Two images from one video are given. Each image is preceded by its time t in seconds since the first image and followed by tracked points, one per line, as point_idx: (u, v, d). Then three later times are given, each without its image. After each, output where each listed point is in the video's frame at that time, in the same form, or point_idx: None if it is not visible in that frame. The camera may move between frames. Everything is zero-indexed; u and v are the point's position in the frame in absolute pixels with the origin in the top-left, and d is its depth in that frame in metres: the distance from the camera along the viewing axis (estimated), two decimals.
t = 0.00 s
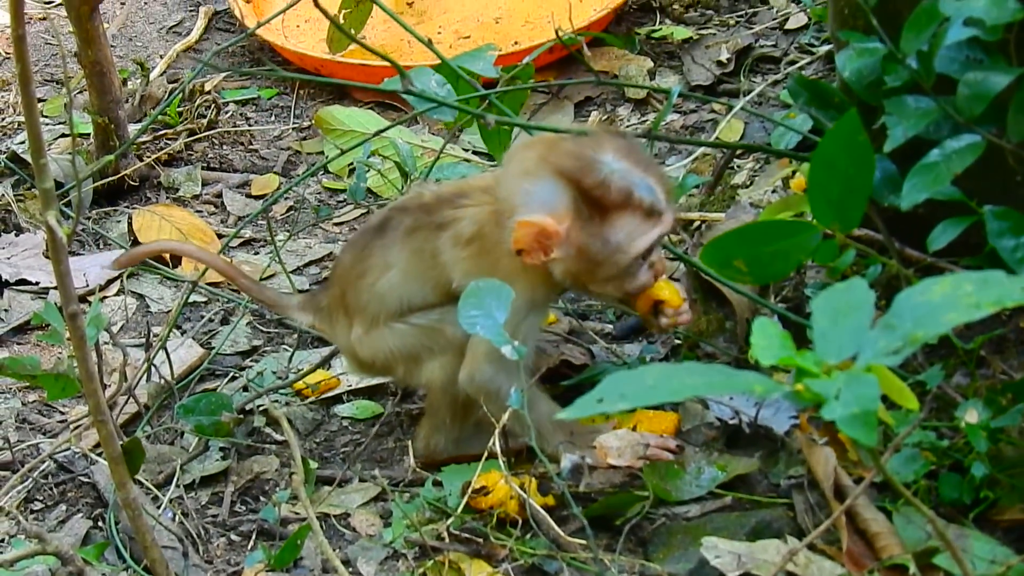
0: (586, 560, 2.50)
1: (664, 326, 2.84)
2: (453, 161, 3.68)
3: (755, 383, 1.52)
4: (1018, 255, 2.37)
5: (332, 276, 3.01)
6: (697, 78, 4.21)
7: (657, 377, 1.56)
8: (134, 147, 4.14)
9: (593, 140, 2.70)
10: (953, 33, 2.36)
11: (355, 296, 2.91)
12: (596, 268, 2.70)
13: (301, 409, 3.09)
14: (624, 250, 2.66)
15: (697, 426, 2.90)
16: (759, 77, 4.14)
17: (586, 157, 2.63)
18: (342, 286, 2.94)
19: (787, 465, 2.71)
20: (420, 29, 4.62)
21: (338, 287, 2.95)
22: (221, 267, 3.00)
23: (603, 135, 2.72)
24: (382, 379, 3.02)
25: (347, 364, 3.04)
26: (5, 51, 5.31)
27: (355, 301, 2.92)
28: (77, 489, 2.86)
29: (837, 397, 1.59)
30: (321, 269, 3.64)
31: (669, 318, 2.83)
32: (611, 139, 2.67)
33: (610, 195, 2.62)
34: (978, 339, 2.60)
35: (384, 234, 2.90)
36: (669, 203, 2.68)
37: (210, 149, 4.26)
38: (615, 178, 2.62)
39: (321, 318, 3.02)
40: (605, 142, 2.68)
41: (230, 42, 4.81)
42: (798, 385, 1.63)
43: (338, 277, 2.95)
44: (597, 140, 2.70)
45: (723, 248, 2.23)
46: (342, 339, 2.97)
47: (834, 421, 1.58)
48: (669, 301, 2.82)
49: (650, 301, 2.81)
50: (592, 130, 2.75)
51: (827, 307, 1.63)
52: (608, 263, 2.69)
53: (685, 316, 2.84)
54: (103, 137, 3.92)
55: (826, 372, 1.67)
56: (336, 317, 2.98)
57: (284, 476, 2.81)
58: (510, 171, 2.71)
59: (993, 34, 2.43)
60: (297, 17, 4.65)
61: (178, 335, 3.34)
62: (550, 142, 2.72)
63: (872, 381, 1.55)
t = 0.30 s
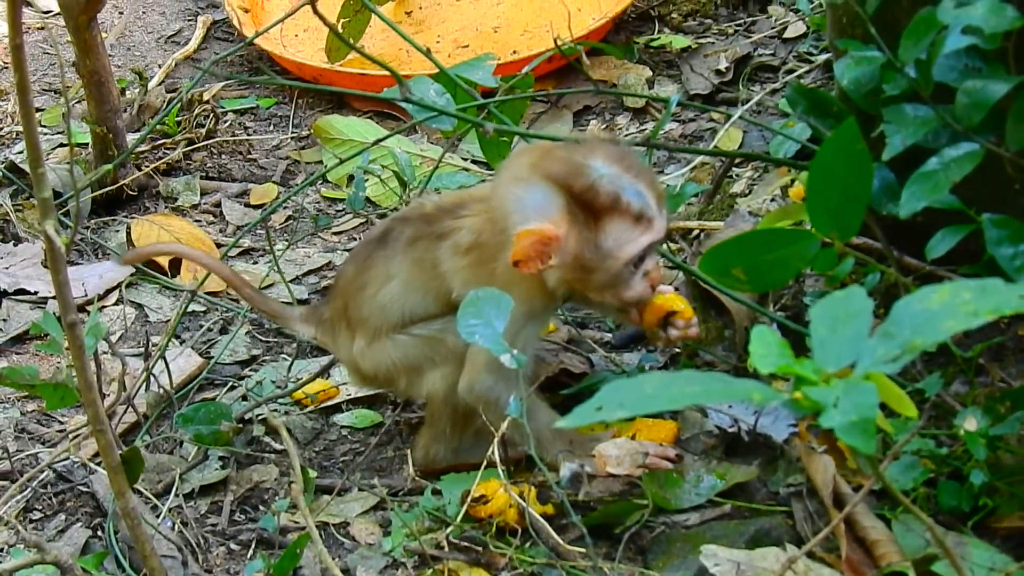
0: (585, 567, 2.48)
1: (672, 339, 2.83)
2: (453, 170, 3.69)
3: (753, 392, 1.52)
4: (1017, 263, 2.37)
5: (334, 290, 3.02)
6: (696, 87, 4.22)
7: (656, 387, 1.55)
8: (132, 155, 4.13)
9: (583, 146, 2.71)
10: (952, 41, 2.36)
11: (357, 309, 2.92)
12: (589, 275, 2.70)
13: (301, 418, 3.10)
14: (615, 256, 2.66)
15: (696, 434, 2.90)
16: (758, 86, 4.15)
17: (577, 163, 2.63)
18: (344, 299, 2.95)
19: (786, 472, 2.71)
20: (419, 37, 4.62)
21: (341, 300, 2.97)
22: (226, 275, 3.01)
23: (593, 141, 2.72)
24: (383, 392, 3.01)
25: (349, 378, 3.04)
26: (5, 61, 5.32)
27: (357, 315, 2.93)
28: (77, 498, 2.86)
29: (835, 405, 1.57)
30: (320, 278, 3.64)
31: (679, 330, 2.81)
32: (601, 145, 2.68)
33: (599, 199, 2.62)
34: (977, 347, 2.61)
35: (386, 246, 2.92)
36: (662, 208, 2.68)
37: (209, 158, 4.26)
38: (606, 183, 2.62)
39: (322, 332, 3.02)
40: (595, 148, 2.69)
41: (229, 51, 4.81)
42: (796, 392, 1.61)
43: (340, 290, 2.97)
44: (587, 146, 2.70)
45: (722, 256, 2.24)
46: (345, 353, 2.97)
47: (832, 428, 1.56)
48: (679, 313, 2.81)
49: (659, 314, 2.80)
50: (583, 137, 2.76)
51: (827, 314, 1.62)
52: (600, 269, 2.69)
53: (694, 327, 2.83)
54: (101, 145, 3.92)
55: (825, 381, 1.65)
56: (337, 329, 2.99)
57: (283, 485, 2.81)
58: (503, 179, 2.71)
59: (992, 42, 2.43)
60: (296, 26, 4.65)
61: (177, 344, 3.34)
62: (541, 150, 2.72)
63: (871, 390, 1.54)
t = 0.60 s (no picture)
0: (579, 571, 2.49)
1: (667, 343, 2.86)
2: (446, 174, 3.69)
3: (747, 394, 1.50)
4: (1011, 266, 2.36)
5: (330, 294, 3.02)
6: (689, 90, 4.22)
7: (650, 389, 1.54)
8: (126, 159, 4.11)
9: (578, 149, 2.70)
10: (945, 44, 2.36)
11: (353, 312, 2.93)
12: (578, 279, 2.68)
13: (295, 421, 3.10)
14: (603, 261, 2.64)
15: (690, 437, 2.90)
16: (751, 89, 4.15)
17: (568, 165, 2.62)
18: (340, 303, 2.96)
19: (780, 475, 2.71)
20: (412, 41, 4.62)
21: (336, 303, 2.97)
22: (225, 271, 3.02)
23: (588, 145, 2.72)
24: (376, 397, 3.01)
25: (343, 382, 3.04)
26: None
27: (352, 318, 2.93)
28: (70, 502, 2.86)
29: (828, 407, 1.56)
30: (313, 282, 3.64)
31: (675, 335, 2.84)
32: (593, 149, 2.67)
33: (589, 203, 2.61)
34: (971, 349, 2.61)
35: (382, 249, 2.92)
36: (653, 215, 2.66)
37: (202, 162, 4.26)
38: (596, 187, 2.61)
39: (317, 335, 3.03)
40: (588, 152, 2.69)
41: (222, 55, 4.81)
42: (790, 396, 1.59)
43: (336, 294, 2.98)
44: (581, 150, 2.70)
45: (715, 258, 2.21)
46: (340, 356, 2.98)
47: (825, 431, 1.54)
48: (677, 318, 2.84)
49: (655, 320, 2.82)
50: (579, 141, 2.75)
51: (820, 317, 1.62)
52: (587, 274, 2.67)
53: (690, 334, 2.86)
54: (95, 149, 3.92)
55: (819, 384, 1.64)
56: (333, 332, 2.99)
57: (277, 488, 2.81)
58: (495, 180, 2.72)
59: (986, 45, 2.43)
60: (289, 30, 4.65)
61: (170, 348, 3.34)
62: (536, 152, 2.72)
63: (864, 392, 1.52)
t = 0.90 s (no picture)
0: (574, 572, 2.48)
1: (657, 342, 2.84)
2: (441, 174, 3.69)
3: (740, 396, 1.48)
4: (1005, 266, 2.36)
5: (325, 296, 3.02)
6: (683, 89, 4.21)
7: (644, 392, 1.52)
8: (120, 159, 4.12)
9: (569, 148, 2.70)
10: (940, 44, 2.36)
11: (346, 312, 2.92)
12: (564, 280, 2.72)
13: (289, 422, 3.09)
14: (587, 262, 2.67)
15: (684, 438, 2.91)
16: (745, 88, 4.15)
17: (556, 165, 2.63)
18: (334, 305, 2.96)
19: (774, 476, 2.72)
20: (406, 41, 4.62)
21: (330, 305, 2.97)
22: (220, 271, 3.03)
23: (580, 143, 2.72)
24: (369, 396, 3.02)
25: (337, 382, 3.04)
26: None
27: (347, 319, 2.93)
28: (65, 502, 2.87)
29: (823, 409, 1.53)
30: (308, 282, 3.64)
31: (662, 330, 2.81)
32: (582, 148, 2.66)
33: (574, 204, 2.62)
34: (966, 349, 2.61)
35: (375, 249, 2.92)
36: (641, 218, 2.66)
37: (197, 162, 4.26)
38: (581, 188, 2.61)
39: (311, 335, 3.04)
40: (578, 151, 2.68)
41: (216, 55, 4.81)
42: (783, 396, 1.58)
43: (330, 296, 2.97)
44: (572, 149, 2.70)
45: (710, 259, 2.21)
46: (333, 358, 2.97)
47: (819, 433, 1.52)
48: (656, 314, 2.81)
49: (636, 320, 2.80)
50: (572, 139, 2.75)
51: (815, 318, 1.61)
52: (573, 275, 2.70)
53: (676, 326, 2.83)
54: (89, 150, 3.92)
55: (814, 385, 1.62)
56: (326, 333, 2.99)
57: (272, 489, 2.81)
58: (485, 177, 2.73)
59: (980, 45, 2.43)
60: (283, 30, 4.65)
61: (164, 348, 3.34)
62: (528, 150, 2.73)
63: (859, 392, 1.50)
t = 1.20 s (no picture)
0: (570, 572, 2.48)
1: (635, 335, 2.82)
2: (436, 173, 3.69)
3: (737, 396, 1.50)
4: (1001, 266, 2.36)
5: (321, 295, 3.02)
6: (679, 88, 4.21)
7: (641, 391, 1.52)
8: (115, 159, 4.12)
9: (561, 153, 2.71)
10: (936, 43, 2.36)
11: (342, 313, 2.92)
12: (563, 283, 2.71)
13: (285, 422, 3.09)
14: (586, 263, 2.67)
15: (680, 437, 2.90)
16: (741, 87, 4.14)
17: (549, 170, 2.63)
18: (330, 304, 2.96)
19: (771, 476, 2.71)
20: (401, 40, 4.61)
21: (326, 304, 2.97)
22: (216, 271, 3.04)
23: (572, 149, 2.73)
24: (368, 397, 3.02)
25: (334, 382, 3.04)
26: None
27: (342, 318, 2.93)
28: (60, 503, 2.86)
29: (820, 408, 1.53)
30: (303, 282, 3.64)
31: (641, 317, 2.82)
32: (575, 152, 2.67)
33: (569, 207, 2.62)
34: (961, 348, 2.60)
35: (370, 249, 2.91)
36: (638, 217, 2.66)
37: (192, 162, 4.26)
38: (576, 190, 2.61)
39: (309, 336, 3.03)
40: (571, 155, 2.69)
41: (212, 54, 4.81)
42: (781, 396, 1.58)
43: (326, 296, 2.98)
44: (564, 154, 2.71)
45: (706, 258, 2.22)
46: (329, 357, 2.97)
47: (816, 433, 1.52)
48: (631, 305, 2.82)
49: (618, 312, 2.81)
50: (564, 144, 2.76)
51: (811, 318, 1.62)
52: (572, 278, 2.70)
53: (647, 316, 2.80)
54: (84, 150, 3.92)
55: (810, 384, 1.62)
56: (322, 333, 2.99)
57: (267, 489, 2.81)
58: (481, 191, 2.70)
59: (976, 45, 2.43)
60: (278, 30, 4.64)
61: (160, 348, 3.33)
62: (521, 159, 2.73)
63: (856, 392, 1.51)
